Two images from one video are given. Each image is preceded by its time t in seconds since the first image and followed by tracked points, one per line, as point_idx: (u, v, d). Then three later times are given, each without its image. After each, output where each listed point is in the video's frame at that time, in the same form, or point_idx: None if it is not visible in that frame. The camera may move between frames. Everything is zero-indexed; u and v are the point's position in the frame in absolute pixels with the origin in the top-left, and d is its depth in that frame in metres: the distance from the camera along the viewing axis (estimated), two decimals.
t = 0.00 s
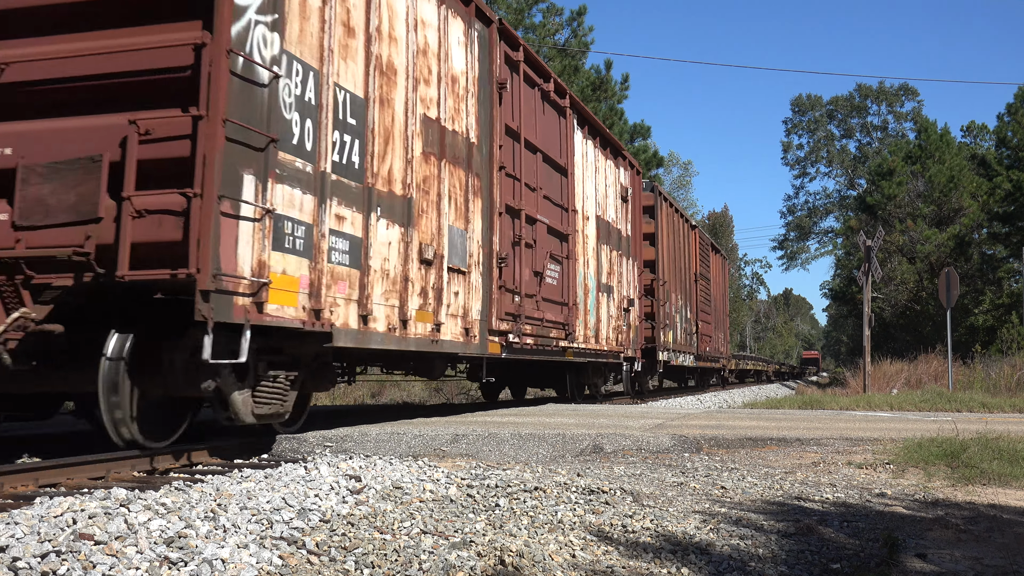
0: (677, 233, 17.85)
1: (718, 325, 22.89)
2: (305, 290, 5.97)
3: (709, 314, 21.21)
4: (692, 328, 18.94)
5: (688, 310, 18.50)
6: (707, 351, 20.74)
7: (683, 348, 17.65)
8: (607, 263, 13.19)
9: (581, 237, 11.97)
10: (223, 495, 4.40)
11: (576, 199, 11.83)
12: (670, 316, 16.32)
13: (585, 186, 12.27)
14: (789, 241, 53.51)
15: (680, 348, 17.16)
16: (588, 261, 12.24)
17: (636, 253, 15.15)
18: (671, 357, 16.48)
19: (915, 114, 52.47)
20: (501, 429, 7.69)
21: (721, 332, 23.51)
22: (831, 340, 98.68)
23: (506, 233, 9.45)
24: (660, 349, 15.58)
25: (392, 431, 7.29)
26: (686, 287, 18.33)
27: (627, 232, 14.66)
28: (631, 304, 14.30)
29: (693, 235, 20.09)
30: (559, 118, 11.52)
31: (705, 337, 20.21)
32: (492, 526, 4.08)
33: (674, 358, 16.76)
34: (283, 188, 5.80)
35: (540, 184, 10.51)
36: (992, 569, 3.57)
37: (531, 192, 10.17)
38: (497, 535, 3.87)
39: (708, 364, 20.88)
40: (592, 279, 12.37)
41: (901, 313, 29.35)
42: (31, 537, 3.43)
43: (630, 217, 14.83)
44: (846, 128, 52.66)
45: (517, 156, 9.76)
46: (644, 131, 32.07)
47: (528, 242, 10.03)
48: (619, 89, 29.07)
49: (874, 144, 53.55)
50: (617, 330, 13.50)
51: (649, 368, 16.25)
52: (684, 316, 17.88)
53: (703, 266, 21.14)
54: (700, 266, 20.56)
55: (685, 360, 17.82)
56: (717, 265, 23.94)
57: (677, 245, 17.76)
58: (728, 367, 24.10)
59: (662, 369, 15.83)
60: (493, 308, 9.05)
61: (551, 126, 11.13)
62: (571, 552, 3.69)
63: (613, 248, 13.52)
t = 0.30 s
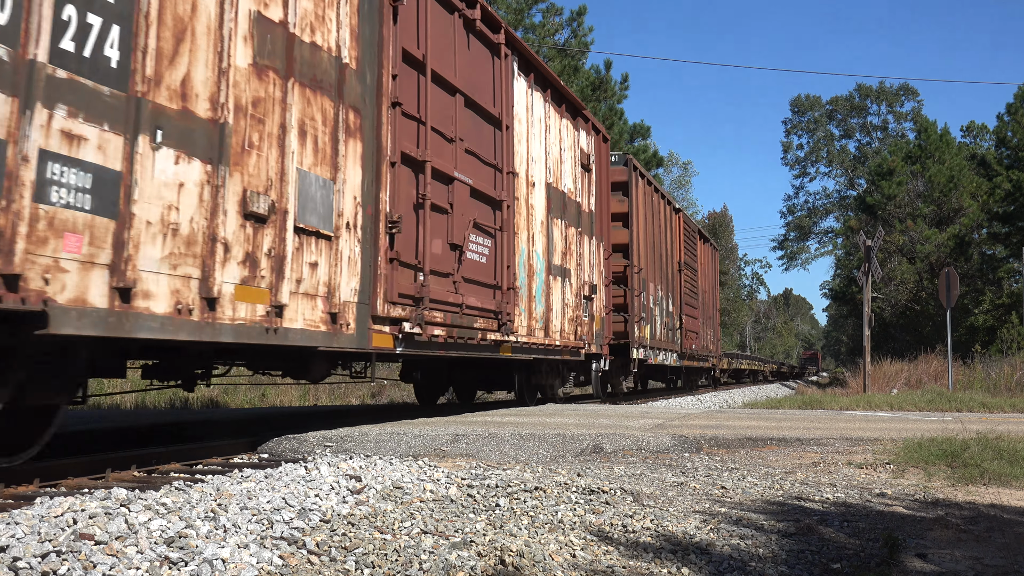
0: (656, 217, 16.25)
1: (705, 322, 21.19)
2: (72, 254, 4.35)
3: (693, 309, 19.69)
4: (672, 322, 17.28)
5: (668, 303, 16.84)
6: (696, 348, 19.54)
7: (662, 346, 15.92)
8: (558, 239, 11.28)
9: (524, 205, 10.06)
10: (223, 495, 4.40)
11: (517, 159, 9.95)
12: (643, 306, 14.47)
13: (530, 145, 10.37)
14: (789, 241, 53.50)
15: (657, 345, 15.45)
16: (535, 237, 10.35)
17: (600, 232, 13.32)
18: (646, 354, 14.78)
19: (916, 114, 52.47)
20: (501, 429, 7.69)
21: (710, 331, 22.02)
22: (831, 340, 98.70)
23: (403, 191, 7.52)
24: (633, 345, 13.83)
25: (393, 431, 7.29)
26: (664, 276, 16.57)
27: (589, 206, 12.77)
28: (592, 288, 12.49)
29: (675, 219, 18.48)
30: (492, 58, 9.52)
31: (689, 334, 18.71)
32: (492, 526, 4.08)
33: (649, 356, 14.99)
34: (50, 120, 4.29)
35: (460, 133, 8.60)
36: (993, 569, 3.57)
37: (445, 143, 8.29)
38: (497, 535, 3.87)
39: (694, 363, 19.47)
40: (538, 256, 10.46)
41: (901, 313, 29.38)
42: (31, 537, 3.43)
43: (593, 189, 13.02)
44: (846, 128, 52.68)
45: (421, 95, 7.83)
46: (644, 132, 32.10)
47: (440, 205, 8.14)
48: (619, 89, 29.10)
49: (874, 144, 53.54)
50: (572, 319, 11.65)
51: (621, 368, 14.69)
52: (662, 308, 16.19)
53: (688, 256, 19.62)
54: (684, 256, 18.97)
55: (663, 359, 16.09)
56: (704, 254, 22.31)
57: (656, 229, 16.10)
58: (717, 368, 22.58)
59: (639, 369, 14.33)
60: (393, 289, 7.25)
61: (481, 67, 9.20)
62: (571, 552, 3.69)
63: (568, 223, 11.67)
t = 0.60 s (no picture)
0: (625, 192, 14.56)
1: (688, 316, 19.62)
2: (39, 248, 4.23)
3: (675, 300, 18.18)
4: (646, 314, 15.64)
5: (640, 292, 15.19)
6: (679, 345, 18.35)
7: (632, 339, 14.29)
8: (487, 206, 9.36)
9: (431, 157, 8.04)
10: (223, 495, 4.40)
11: (419, 98, 7.88)
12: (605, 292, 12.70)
13: (445, 85, 8.38)
14: (789, 241, 53.52)
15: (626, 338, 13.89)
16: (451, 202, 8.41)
17: (551, 203, 11.43)
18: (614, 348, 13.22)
19: (916, 114, 52.47)
20: (501, 429, 7.69)
21: (695, 325, 20.56)
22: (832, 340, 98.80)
23: (211, 113, 5.26)
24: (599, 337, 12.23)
25: (393, 431, 7.29)
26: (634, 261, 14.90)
27: (535, 171, 10.86)
28: (537, 269, 10.64)
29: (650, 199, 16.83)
30: None
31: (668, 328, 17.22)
32: (492, 526, 4.08)
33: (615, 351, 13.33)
34: None
35: (323, 48, 6.43)
36: (993, 569, 3.57)
37: (300, 61, 6.13)
38: (497, 535, 3.87)
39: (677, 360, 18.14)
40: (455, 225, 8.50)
41: (901, 313, 29.40)
42: (31, 537, 3.43)
43: (542, 150, 11.04)
44: (846, 128, 52.70)
45: None
46: (644, 131, 32.13)
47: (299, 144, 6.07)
48: (619, 89, 29.10)
49: (874, 144, 53.55)
50: (509, 306, 9.79)
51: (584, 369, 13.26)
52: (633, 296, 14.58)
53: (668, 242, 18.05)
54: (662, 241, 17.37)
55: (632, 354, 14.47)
56: (689, 242, 20.75)
57: (625, 207, 14.41)
58: (703, 366, 21.13)
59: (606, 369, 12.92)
60: (199, 247, 5.07)
61: None
62: (571, 552, 3.69)
63: (502, 186, 9.74)
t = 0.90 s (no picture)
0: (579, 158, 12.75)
1: (665, 306, 17.89)
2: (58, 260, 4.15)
3: (649, 286, 16.48)
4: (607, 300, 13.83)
5: (598, 275, 13.41)
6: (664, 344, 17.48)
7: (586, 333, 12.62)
8: (370, 153, 7.13)
9: (269, 71, 5.70)
10: (223, 495, 4.40)
11: None
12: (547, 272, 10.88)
13: None
14: (790, 241, 53.54)
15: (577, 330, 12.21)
16: (313, 138, 6.26)
17: (475, 160, 9.51)
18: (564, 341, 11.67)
19: (916, 114, 52.44)
20: (502, 430, 7.69)
21: (676, 317, 18.90)
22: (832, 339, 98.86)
23: None
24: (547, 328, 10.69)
25: (393, 431, 7.29)
26: (591, 239, 13.08)
27: (449, 116, 8.82)
28: (449, 239, 8.62)
29: (618, 171, 15.04)
30: None
31: (638, 318, 15.46)
32: (492, 526, 4.08)
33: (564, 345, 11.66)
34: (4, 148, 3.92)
35: None
36: (993, 569, 3.57)
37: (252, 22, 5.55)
38: (497, 536, 3.87)
39: (652, 356, 16.56)
40: (322, 174, 6.36)
41: (902, 313, 29.41)
42: (31, 537, 3.43)
43: (456, 95, 9.00)
44: (846, 128, 52.69)
45: None
46: (644, 131, 32.16)
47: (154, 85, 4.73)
48: (619, 89, 29.09)
49: (875, 144, 53.52)
50: (405, 286, 7.65)
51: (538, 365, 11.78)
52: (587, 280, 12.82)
53: (641, 223, 16.32)
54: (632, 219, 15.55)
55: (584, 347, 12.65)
56: (669, 224, 18.97)
57: (578, 175, 12.57)
58: (685, 362, 19.48)
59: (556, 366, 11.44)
60: None
61: None
62: (571, 552, 3.69)
63: (394, 129, 7.52)
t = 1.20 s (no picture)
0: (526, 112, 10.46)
1: (641, 295, 15.72)
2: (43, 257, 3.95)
3: (620, 273, 14.26)
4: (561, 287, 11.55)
5: (549, 257, 11.15)
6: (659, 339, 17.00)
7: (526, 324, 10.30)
8: (153, 45, 4.54)
9: None
10: (223, 495, 4.40)
11: None
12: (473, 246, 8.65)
13: None
14: (789, 241, 53.55)
15: (513, 322, 9.86)
16: (4, 4, 3.72)
17: (349, 87, 6.77)
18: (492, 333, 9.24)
19: (916, 114, 52.43)
20: (502, 429, 7.69)
21: (654, 311, 16.76)
22: (831, 340, 98.96)
23: None
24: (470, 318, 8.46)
25: (393, 431, 7.30)
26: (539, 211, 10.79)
27: (301, 22, 6.07)
28: (297, 187, 5.92)
29: (580, 138, 12.64)
30: None
31: (604, 310, 13.23)
32: (492, 526, 4.08)
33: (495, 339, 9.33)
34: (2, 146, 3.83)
35: None
36: (993, 569, 3.56)
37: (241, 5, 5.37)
38: (497, 535, 3.87)
39: (621, 353, 14.35)
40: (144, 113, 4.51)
41: (901, 313, 29.44)
42: (31, 537, 3.43)
43: None
44: (846, 128, 52.68)
45: None
46: (644, 132, 32.19)
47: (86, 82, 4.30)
48: (619, 89, 29.09)
49: (875, 144, 53.50)
50: (210, 250, 4.98)
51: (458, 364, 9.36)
52: (533, 262, 10.55)
53: (614, 201, 14.10)
54: (600, 194, 13.29)
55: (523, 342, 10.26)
56: (649, 205, 16.65)
57: (522, 131, 10.26)
58: (663, 358, 17.33)
59: (483, 366, 9.13)
60: None
61: None
62: (571, 552, 3.69)
63: (198, 13, 4.89)
